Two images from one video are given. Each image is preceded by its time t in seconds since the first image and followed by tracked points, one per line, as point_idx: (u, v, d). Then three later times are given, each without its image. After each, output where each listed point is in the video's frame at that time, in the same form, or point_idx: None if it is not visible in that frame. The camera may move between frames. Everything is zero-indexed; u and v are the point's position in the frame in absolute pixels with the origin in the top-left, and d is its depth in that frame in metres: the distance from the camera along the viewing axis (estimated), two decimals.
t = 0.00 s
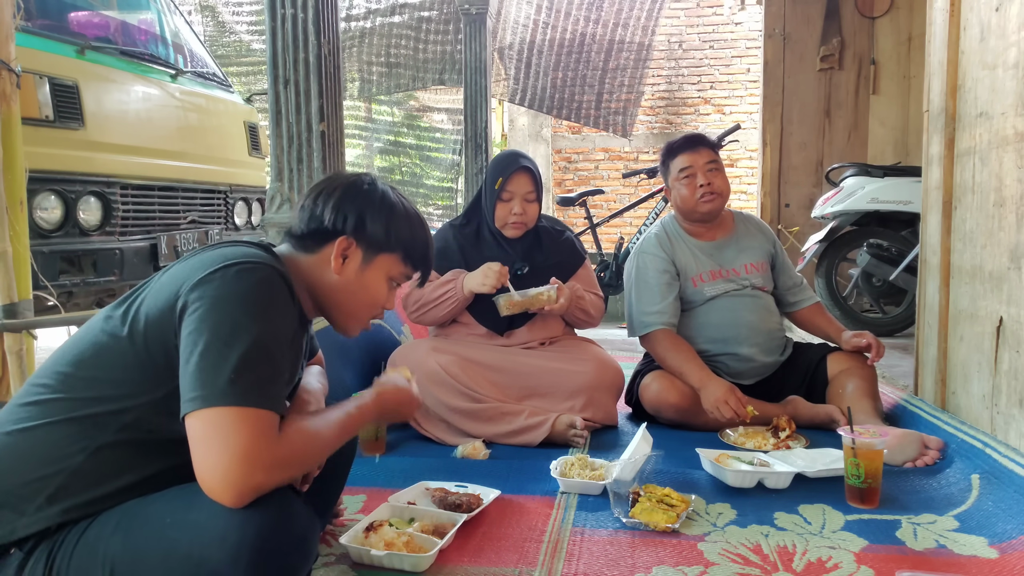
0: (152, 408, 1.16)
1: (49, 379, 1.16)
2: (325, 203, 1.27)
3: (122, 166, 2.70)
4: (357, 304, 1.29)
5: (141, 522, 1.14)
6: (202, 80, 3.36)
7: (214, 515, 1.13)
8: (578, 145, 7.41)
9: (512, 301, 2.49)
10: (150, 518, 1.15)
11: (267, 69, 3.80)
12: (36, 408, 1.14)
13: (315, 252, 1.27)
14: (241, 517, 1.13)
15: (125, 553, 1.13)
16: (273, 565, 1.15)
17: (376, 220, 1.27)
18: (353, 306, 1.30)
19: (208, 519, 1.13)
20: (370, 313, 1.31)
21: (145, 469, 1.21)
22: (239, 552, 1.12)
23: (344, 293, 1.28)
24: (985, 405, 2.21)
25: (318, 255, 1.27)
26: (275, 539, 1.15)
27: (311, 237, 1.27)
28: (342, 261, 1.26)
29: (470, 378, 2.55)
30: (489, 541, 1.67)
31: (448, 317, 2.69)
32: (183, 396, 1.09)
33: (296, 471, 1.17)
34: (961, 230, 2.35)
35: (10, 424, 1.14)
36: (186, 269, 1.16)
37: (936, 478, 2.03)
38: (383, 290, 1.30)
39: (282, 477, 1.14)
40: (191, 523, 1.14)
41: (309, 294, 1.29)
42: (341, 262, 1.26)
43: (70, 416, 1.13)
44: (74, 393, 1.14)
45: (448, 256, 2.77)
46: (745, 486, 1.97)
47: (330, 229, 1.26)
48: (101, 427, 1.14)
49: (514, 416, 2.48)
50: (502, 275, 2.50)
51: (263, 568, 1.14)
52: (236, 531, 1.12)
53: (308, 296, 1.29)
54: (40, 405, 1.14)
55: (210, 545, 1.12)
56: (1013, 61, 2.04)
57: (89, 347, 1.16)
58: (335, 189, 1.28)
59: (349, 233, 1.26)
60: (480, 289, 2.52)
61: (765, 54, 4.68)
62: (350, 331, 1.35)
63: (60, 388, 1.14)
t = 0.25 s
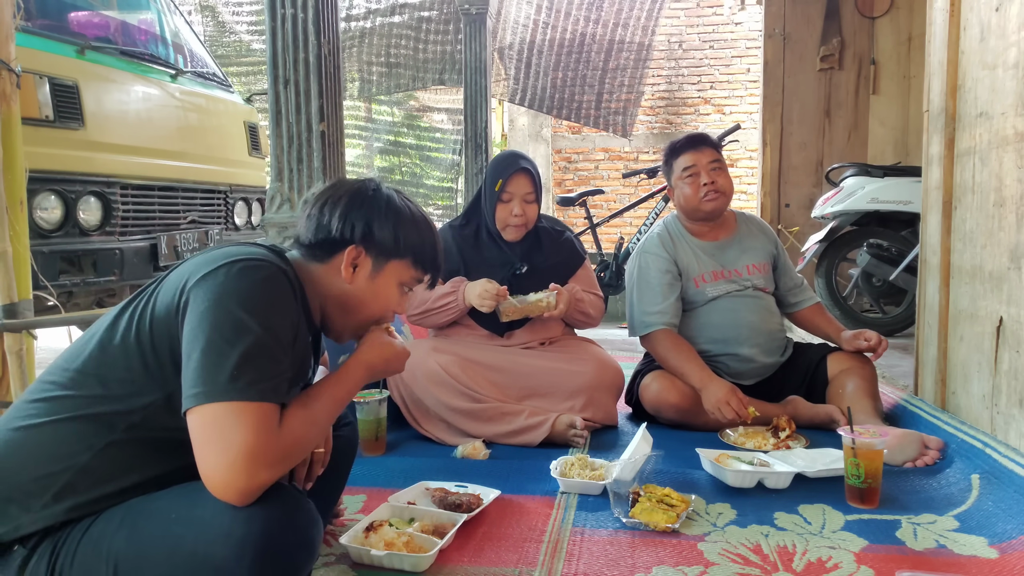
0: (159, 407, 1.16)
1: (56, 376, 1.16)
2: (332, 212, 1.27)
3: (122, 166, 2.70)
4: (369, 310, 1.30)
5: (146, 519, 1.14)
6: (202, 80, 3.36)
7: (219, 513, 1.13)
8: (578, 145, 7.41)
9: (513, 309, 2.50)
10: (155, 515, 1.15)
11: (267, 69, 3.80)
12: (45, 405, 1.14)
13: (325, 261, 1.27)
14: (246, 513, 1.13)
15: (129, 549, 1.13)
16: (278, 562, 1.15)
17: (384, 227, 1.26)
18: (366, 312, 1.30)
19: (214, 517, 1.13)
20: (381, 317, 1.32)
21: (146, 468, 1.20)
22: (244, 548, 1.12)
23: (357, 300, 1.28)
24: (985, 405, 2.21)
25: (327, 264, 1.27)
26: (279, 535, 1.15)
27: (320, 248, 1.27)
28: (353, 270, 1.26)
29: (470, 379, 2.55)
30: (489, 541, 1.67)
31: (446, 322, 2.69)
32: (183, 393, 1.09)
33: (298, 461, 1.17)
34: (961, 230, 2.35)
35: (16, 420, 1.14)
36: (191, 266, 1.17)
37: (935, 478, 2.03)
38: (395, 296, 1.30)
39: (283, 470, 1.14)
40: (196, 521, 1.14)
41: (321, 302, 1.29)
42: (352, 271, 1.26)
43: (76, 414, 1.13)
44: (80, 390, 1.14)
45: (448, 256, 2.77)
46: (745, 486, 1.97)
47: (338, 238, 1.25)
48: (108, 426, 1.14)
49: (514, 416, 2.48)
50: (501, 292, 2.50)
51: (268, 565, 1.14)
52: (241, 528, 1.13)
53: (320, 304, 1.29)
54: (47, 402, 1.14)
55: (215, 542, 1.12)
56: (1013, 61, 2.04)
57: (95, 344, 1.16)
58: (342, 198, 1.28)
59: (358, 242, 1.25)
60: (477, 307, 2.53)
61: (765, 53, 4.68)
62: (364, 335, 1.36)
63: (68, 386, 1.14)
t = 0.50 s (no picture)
0: (159, 407, 1.14)
1: (54, 377, 1.14)
2: (335, 214, 1.26)
3: (119, 164, 2.68)
4: (367, 316, 1.27)
5: (143, 522, 1.13)
6: (200, 78, 3.34)
7: (217, 516, 1.12)
8: (578, 144, 7.40)
9: (514, 306, 2.48)
10: (153, 517, 1.13)
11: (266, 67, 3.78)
12: (41, 406, 1.12)
13: (326, 263, 1.25)
14: (244, 516, 1.11)
15: (126, 552, 1.11)
16: (276, 565, 1.14)
17: (387, 232, 1.24)
18: (364, 318, 1.28)
19: (211, 519, 1.11)
20: (379, 324, 1.29)
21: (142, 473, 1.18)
22: (242, 551, 1.11)
23: (356, 305, 1.26)
24: (989, 406, 2.19)
25: (328, 267, 1.25)
26: (278, 538, 1.13)
27: (321, 248, 1.25)
28: (352, 273, 1.24)
29: (470, 379, 2.53)
30: (489, 544, 1.65)
31: (444, 322, 2.67)
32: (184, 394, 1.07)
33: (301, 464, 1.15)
34: (964, 229, 2.33)
35: (13, 422, 1.12)
36: (191, 265, 1.15)
37: (939, 479, 2.01)
38: (394, 302, 1.28)
39: (284, 473, 1.12)
40: (194, 524, 1.12)
41: (318, 304, 1.26)
42: (351, 274, 1.23)
43: (75, 415, 1.11)
44: (78, 391, 1.12)
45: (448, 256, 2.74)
46: (748, 488, 1.95)
47: (341, 240, 1.24)
48: (106, 427, 1.12)
49: (514, 417, 2.46)
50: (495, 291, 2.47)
51: (266, 569, 1.12)
52: (238, 531, 1.11)
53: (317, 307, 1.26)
54: (44, 404, 1.12)
55: (213, 545, 1.11)
56: (1017, 58, 2.02)
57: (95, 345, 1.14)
58: (346, 200, 1.27)
59: (360, 245, 1.24)
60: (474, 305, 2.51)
61: (766, 52, 4.67)
62: (360, 342, 1.33)
63: (64, 386, 1.12)
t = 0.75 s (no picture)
0: (159, 407, 1.14)
1: (59, 376, 1.14)
2: (340, 216, 1.26)
3: (121, 165, 2.69)
4: (370, 320, 1.29)
5: (143, 521, 1.14)
6: (201, 79, 3.35)
7: (218, 516, 1.12)
8: (578, 144, 7.40)
9: (516, 303, 2.49)
10: (154, 517, 1.14)
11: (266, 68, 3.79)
12: (46, 405, 1.13)
13: (330, 265, 1.26)
14: (244, 517, 1.12)
15: (127, 552, 1.12)
16: (276, 565, 1.15)
17: (392, 236, 1.25)
18: (367, 322, 1.29)
19: (212, 519, 1.12)
20: (382, 326, 1.31)
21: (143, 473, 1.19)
22: (242, 551, 1.12)
23: (360, 308, 1.27)
24: (987, 405, 2.20)
25: (332, 268, 1.25)
26: (278, 538, 1.14)
27: (326, 251, 1.26)
28: (356, 276, 1.25)
29: (470, 379, 2.54)
30: (489, 543, 1.66)
31: (445, 322, 2.68)
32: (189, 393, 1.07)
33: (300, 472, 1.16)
34: (962, 230, 2.34)
35: (16, 422, 1.13)
36: (196, 266, 1.15)
37: (937, 478, 2.02)
38: (397, 305, 1.29)
39: (285, 479, 1.13)
40: (195, 524, 1.13)
41: (322, 306, 1.27)
42: (356, 277, 1.24)
43: (79, 415, 1.11)
44: (83, 391, 1.12)
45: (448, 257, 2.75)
46: (747, 487, 1.96)
47: (345, 243, 1.25)
48: (108, 428, 1.12)
49: (514, 417, 2.47)
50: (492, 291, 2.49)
51: (266, 568, 1.13)
52: (239, 531, 1.12)
53: (321, 309, 1.27)
54: (49, 403, 1.13)
55: (213, 544, 1.12)
56: (1016, 59, 2.03)
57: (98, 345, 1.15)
58: (352, 203, 1.27)
59: (364, 248, 1.24)
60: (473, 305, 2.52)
61: (765, 53, 4.67)
62: (362, 343, 1.34)
63: (69, 386, 1.13)
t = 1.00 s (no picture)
0: (161, 404, 1.15)
1: (63, 373, 1.15)
2: (346, 218, 1.26)
3: (122, 165, 2.70)
4: (372, 322, 1.30)
5: (144, 522, 1.15)
6: (202, 80, 3.35)
7: (219, 516, 1.13)
8: (578, 145, 7.41)
9: (516, 301, 2.48)
10: (154, 517, 1.15)
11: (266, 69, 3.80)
12: (49, 402, 1.13)
13: (333, 265, 1.26)
14: (245, 516, 1.13)
15: (128, 551, 1.13)
16: (277, 565, 1.15)
17: (397, 240, 1.26)
18: (369, 323, 1.30)
19: (213, 520, 1.13)
20: (384, 327, 1.32)
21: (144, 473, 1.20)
22: (243, 551, 1.12)
23: (362, 309, 1.28)
24: (985, 405, 2.21)
25: (335, 269, 1.26)
26: (279, 538, 1.15)
27: (330, 252, 1.26)
28: (359, 277, 1.26)
29: (470, 379, 2.55)
30: (489, 542, 1.67)
31: (445, 322, 2.69)
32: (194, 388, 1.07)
33: (312, 483, 1.15)
34: (961, 230, 2.35)
35: (17, 423, 1.13)
36: (200, 262, 1.16)
37: (936, 478, 2.03)
38: (397, 306, 1.30)
39: (299, 484, 1.13)
40: (196, 523, 1.14)
41: (324, 306, 1.28)
42: (358, 278, 1.25)
43: (83, 412, 1.12)
44: (86, 387, 1.12)
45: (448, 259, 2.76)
46: (746, 487, 1.96)
47: (349, 244, 1.25)
48: (108, 426, 1.12)
49: (514, 416, 2.47)
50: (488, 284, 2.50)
51: (267, 567, 1.14)
52: (240, 531, 1.13)
53: (323, 309, 1.28)
54: (52, 400, 1.13)
55: (214, 544, 1.13)
56: (1014, 60, 2.03)
57: (101, 344, 1.15)
58: (358, 206, 1.28)
59: (368, 250, 1.25)
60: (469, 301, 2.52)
61: (765, 53, 4.68)
62: (363, 344, 1.35)
63: (72, 383, 1.13)
